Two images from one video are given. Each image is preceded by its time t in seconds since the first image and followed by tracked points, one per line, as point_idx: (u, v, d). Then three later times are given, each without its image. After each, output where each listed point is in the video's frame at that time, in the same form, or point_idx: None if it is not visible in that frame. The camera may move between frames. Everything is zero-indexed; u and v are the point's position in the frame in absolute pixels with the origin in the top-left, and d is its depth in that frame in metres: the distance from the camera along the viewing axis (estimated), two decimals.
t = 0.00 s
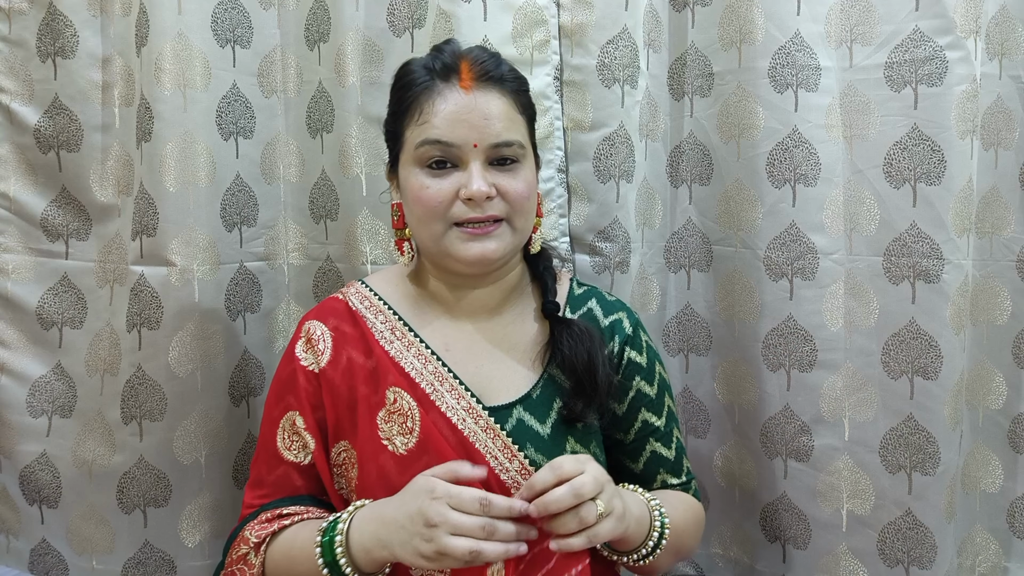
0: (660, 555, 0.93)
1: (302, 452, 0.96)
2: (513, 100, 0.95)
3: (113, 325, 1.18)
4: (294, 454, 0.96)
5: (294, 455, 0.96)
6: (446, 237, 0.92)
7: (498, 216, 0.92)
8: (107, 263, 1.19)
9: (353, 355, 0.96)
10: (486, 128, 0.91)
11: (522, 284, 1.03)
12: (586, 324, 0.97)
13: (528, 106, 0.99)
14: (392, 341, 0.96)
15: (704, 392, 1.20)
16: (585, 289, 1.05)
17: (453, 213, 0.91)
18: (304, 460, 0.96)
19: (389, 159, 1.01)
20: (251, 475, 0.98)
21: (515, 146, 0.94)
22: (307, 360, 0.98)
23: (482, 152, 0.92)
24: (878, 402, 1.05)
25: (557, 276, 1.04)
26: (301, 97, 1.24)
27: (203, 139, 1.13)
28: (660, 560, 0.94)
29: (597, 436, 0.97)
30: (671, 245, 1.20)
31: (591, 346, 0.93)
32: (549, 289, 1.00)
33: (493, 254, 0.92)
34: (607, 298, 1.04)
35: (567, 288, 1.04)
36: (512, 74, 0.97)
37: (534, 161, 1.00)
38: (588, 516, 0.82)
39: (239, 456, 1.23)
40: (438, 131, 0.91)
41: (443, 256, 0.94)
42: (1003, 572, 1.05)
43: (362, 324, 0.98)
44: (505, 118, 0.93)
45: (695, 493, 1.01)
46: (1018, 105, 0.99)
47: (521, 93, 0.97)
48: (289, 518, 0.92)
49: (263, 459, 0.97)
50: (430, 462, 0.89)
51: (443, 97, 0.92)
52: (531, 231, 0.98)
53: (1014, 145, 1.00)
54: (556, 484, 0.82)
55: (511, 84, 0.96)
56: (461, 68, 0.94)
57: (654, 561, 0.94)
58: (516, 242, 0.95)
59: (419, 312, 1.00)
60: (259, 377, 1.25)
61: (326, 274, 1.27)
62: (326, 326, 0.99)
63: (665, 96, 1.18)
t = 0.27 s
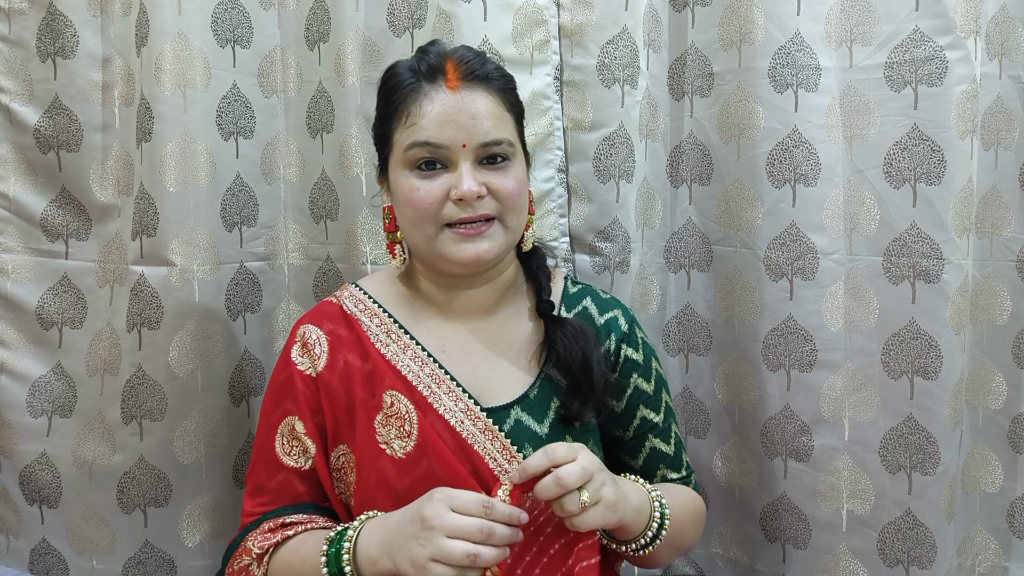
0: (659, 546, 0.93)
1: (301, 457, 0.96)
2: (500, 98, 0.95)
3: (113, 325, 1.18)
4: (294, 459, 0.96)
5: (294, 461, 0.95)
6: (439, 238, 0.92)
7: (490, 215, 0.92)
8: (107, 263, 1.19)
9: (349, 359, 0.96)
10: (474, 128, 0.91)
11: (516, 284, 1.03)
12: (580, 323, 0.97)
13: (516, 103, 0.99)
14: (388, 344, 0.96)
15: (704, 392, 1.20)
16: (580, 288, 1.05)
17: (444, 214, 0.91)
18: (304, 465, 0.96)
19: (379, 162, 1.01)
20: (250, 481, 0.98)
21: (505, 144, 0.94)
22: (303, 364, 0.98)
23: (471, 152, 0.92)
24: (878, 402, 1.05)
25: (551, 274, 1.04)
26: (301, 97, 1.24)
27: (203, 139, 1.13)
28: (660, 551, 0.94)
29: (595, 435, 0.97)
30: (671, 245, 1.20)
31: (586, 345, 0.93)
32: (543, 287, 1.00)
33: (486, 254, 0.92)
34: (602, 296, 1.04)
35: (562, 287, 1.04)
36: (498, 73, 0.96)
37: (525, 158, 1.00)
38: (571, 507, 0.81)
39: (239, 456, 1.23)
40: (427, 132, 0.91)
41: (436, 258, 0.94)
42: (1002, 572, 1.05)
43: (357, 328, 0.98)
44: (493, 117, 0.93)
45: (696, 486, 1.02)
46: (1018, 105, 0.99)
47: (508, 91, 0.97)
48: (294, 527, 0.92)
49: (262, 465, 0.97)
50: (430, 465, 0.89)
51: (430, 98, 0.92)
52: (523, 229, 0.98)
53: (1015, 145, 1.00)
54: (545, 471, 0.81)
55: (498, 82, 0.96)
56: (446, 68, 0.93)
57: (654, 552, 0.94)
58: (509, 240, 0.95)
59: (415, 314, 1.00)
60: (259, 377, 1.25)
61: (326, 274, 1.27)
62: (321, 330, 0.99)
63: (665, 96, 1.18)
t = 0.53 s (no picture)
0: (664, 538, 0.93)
1: (301, 457, 0.95)
2: (493, 99, 0.95)
3: (112, 325, 1.18)
4: (295, 459, 0.95)
5: (295, 462, 0.95)
6: (436, 240, 0.92)
7: (485, 218, 0.92)
8: (106, 263, 1.19)
9: (347, 359, 0.96)
10: (467, 130, 0.91)
11: (514, 283, 1.03)
12: (577, 321, 0.97)
13: (509, 103, 0.99)
14: (386, 344, 0.96)
15: (704, 391, 1.20)
16: (577, 286, 1.05)
17: (440, 217, 0.91)
18: (305, 466, 0.96)
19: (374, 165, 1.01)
20: (249, 482, 0.98)
21: (499, 146, 0.94)
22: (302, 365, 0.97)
23: (465, 155, 0.92)
24: (878, 402, 1.05)
25: (548, 272, 1.04)
26: (301, 97, 1.24)
27: (203, 139, 1.13)
28: (665, 544, 0.94)
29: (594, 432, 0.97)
30: (671, 245, 1.20)
31: (582, 343, 0.93)
32: (540, 286, 1.00)
33: (483, 255, 0.92)
34: (599, 294, 1.04)
35: (559, 286, 1.04)
36: (490, 73, 0.96)
37: (519, 158, 1.00)
38: (575, 487, 0.82)
39: (239, 457, 1.23)
40: (420, 137, 0.91)
41: (433, 260, 0.94)
42: (1002, 572, 1.05)
43: (354, 328, 0.98)
44: (486, 119, 0.93)
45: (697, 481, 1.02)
46: (1018, 105, 0.99)
47: (501, 91, 0.97)
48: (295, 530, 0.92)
49: (262, 467, 0.97)
50: (429, 465, 0.89)
51: (423, 102, 0.92)
52: (519, 230, 0.97)
53: (1014, 145, 1.00)
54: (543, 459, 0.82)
55: (490, 83, 0.95)
56: (438, 70, 0.93)
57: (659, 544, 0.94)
58: (504, 242, 0.95)
59: (412, 314, 1.00)
60: (259, 377, 1.25)
61: (326, 274, 1.27)
62: (319, 331, 0.99)
63: (665, 96, 1.18)
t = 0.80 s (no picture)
0: (679, 529, 0.91)
1: (297, 460, 0.95)
2: (492, 103, 0.95)
3: (112, 325, 1.18)
4: (291, 462, 0.95)
5: (291, 464, 0.95)
6: (434, 243, 0.92)
7: (482, 222, 0.92)
8: (106, 263, 1.19)
9: (343, 362, 0.96)
10: (466, 135, 0.91)
11: (510, 283, 1.04)
12: (573, 320, 0.97)
13: (508, 107, 0.99)
14: (381, 346, 0.96)
15: (704, 391, 1.20)
16: (573, 285, 1.05)
17: (438, 221, 0.91)
18: (301, 468, 0.95)
19: (372, 166, 1.01)
20: (246, 486, 0.98)
21: (497, 151, 0.93)
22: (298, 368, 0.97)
23: (464, 160, 0.91)
24: (878, 402, 1.05)
25: (544, 272, 1.04)
26: (301, 97, 1.24)
27: (203, 139, 1.13)
28: (677, 536, 0.93)
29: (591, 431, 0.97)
30: (671, 245, 1.20)
31: (578, 341, 0.93)
32: (535, 285, 1.00)
33: (480, 258, 0.92)
34: (595, 292, 1.04)
35: (555, 285, 1.04)
36: (490, 76, 0.96)
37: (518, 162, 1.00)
38: (622, 450, 0.79)
39: (238, 457, 1.23)
40: (419, 141, 0.91)
41: (430, 262, 0.94)
42: (1003, 572, 1.05)
43: (350, 330, 0.98)
44: (485, 123, 0.92)
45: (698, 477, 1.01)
46: (1018, 105, 0.99)
47: (500, 95, 0.97)
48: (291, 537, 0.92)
49: (258, 470, 0.97)
50: (425, 466, 0.89)
51: (422, 105, 0.92)
52: (516, 232, 0.98)
53: (1014, 145, 1.00)
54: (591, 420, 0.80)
55: (490, 86, 0.96)
56: (438, 73, 0.93)
57: (671, 535, 0.92)
58: (501, 245, 0.95)
59: (408, 316, 1.00)
60: (258, 377, 1.25)
61: (326, 274, 1.27)
62: (315, 333, 0.99)
63: (665, 96, 1.18)
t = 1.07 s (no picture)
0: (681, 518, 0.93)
1: (296, 460, 0.95)
2: (495, 103, 0.95)
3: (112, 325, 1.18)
4: (289, 463, 0.95)
5: (290, 465, 0.95)
6: (433, 242, 0.92)
7: (482, 223, 0.92)
8: (106, 263, 1.19)
9: (341, 362, 0.96)
10: (469, 134, 0.91)
11: (508, 283, 1.04)
12: (572, 320, 0.97)
13: (510, 107, 0.99)
14: (380, 346, 0.96)
15: (704, 391, 1.20)
16: (571, 285, 1.05)
17: (438, 220, 0.91)
18: (300, 469, 0.95)
19: (373, 164, 1.01)
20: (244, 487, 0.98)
21: (499, 151, 0.94)
22: (296, 369, 0.97)
23: (465, 159, 0.91)
24: (878, 402, 1.05)
25: (542, 271, 1.05)
26: (301, 97, 1.24)
27: (203, 139, 1.13)
28: (680, 527, 0.95)
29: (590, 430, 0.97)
30: (671, 245, 1.20)
31: (578, 341, 0.93)
32: (535, 285, 1.00)
33: (478, 257, 0.92)
34: (594, 292, 1.04)
35: (553, 285, 1.05)
36: (493, 76, 0.97)
37: (518, 162, 1.00)
38: (629, 421, 0.83)
39: (238, 456, 1.23)
40: (421, 139, 0.91)
41: (430, 261, 0.94)
42: (1003, 573, 1.05)
43: (348, 331, 0.98)
44: (487, 123, 0.92)
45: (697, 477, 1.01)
46: (1018, 105, 0.99)
47: (502, 96, 0.97)
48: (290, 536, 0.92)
49: (257, 472, 0.97)
50: (423, 465, 0.89)
51: (425, 103, 0.92)
52: (514, 233, 0.98)
53: (1014, 145, 1.00)
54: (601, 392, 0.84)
55: (493, 86, 0.96)
56: (442, 71, 0.94)
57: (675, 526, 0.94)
58: (498, 245, 0.95)
59: (407, 316, 1.00)
60: (258, 377, 1.25)
61: (326, 274, 1.27)
62: (313, 334, 0.99)
63: (665, 96, 1.18)
